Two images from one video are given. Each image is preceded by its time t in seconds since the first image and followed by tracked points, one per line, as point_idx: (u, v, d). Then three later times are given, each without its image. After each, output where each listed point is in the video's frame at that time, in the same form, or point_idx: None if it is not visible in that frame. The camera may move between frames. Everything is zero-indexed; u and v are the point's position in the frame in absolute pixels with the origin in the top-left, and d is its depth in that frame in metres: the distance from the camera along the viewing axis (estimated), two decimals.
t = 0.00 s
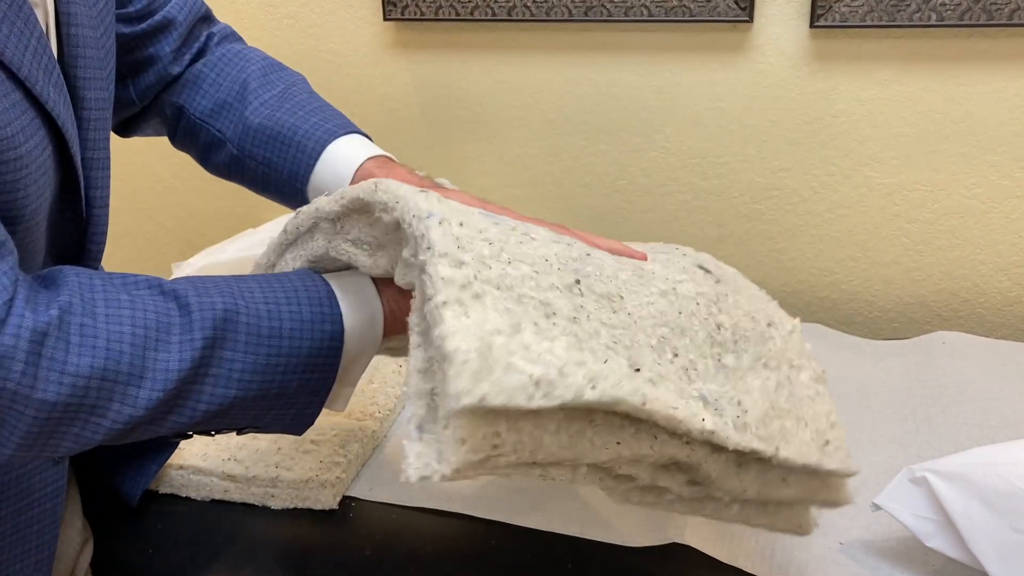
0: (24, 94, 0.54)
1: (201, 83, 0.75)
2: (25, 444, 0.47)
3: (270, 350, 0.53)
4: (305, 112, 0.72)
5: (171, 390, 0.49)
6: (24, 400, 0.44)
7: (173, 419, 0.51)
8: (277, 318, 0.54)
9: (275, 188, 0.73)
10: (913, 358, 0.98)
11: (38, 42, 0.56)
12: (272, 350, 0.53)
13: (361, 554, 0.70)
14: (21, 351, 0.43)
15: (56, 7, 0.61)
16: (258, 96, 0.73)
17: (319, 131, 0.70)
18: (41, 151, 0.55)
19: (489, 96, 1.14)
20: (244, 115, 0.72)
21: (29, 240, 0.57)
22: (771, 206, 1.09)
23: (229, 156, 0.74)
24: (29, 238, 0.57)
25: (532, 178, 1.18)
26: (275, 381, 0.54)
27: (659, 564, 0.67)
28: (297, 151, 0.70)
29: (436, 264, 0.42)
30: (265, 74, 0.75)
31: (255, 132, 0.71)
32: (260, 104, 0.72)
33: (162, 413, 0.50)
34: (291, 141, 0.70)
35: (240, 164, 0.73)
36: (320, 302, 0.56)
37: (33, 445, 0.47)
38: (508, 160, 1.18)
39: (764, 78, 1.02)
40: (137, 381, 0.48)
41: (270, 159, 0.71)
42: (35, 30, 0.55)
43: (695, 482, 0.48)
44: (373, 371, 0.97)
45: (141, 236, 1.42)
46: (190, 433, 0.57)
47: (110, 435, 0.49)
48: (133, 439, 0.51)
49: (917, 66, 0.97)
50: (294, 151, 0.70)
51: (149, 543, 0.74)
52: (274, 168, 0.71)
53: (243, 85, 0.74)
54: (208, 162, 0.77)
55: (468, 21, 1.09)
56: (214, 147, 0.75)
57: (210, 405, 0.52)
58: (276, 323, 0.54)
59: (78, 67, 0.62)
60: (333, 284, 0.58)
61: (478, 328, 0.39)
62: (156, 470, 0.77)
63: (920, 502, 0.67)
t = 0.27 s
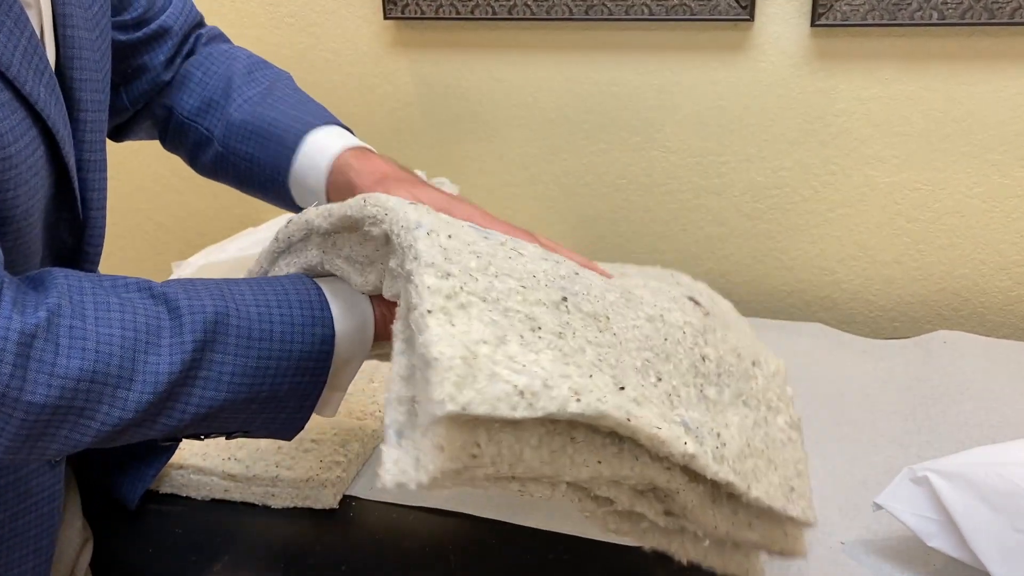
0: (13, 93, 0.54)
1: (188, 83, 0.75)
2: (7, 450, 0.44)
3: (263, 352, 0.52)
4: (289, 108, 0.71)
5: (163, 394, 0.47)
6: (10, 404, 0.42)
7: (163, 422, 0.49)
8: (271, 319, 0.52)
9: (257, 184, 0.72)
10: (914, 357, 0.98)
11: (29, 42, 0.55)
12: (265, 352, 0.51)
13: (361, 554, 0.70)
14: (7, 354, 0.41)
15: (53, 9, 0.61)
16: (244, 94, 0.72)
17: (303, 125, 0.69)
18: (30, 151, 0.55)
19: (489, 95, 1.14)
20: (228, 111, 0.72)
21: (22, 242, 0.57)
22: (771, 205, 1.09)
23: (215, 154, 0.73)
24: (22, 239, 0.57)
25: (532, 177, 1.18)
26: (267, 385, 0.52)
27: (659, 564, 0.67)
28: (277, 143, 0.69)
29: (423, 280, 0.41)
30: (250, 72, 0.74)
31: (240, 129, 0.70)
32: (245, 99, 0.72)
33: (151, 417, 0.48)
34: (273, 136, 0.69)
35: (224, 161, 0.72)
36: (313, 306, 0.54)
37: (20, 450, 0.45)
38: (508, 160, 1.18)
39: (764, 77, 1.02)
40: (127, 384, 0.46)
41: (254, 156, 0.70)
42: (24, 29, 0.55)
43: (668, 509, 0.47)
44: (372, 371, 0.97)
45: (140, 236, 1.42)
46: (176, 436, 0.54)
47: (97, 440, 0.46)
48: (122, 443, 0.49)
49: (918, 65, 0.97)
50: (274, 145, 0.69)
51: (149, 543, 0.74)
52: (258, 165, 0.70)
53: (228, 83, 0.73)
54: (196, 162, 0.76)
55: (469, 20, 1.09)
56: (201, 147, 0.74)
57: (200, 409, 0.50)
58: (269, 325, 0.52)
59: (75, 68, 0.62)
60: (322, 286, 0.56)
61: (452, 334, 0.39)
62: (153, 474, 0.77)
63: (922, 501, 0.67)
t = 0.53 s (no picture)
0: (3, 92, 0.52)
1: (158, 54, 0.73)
2: None
3: (258, 332, 0.47)
4: (247, 47, 0.72)
5: (152, 380, 0.43)
6: None
7: (155, 412, 0.45)
8: (261, 299, 0.47)
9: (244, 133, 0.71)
10: (914, 357, 0.98)
11: (21, 39, 0.53)
12: (259, 334, 0.47)
13: (360, 555, 0.70)
14: None
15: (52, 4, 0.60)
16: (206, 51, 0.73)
17: (258, 54, 0.71)
18: (22, 147, 0.53)
19: (489, 94, 1.14)
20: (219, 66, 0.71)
21: (19, 244, 0.55)
22: (771, 205, 1.09)
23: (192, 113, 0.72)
24: (13, 243, 0.54)
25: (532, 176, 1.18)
26: (263, 367, 0.47)
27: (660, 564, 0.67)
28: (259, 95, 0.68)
29: (418, 193, 0.42)
30: (210, 35, 0.76)
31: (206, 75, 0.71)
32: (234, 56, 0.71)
33: (144, 408, 0.45)
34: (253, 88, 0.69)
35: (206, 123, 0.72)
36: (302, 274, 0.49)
37: (7, 447, 0.42)
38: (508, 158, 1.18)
39: (765, 76, 1.02)
40: (114, 372, 0.42)
41: (224, 97, 0.70)
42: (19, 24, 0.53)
43: (607, 405, 0.44)
44: (372, 369, 0.97)
45: (140, 235, 1.42)
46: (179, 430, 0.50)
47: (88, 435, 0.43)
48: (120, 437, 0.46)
49: (919, 64, 0.97)
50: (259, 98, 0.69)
51: (149, 542, 0.74)
52: (229, 105, 0.70)
53: (192, 45, 0.74)
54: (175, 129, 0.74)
55: (469, 19, 1.09)
56: (176, 116, 0.73)
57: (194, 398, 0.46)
58: (260, 302, 0.47)
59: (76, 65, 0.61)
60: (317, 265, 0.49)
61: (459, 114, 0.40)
62: (151, 480, 0.77)
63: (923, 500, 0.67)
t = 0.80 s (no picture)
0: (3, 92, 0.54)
1: (201, 21, 0.82)
2: None
3: (238, 411, 0.48)
4: None
5: (115, 446, 0.45)
6: None
7: (126, 477, 0.47)
8: (248, 378, 0.48)
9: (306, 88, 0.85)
10: (914, 356, 0.98)
11: (23, 38, 0.55)
12: (239, 414, 0.48)
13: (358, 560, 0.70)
14: None
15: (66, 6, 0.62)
16: (256, 11, 0.82)
17: (318, 8, 0.80)
18: (21, 150, 0.54)
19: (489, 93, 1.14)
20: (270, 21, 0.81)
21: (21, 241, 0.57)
22: (772, 204, 1.09)
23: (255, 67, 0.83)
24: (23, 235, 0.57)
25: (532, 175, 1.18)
26: (241, 448, 0.48)
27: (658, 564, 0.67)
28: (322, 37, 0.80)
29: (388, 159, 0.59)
30: None
31: (270, 35, 0.81)
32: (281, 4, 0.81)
33: (110, 472, 0.46)
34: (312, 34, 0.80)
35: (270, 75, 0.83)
36: (305, 371, 0.49)
37: None
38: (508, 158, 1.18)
39: (766, 76, 1.02)
40: (76, 433, 0.44)
41: (292, 53, 0.81)
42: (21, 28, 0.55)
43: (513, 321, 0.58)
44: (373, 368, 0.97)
45: (140, 234, 1.42)
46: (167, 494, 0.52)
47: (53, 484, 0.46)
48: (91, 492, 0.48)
49: (919, 64, 0.97)
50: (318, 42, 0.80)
51: (149, 542, 0.74)
52: (298, 61, 0.82)
53: (236, 8, 0.82)
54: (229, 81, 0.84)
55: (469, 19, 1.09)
56: (236, 75, 0.84)
57: (161, 471, 0.47)
58: (247, 382, 0.48)
59: (87, 66, 0.63)
60: (330, 340, 0.51)
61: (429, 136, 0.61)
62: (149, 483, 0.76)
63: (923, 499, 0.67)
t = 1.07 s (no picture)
0: (27, 90, 0.54)
1: (206, 17, 0.82)
2: (51, 436, 0.49)
3: (298, 336, 0.53)
4: None
5: (193, 379, 0.50)
6: (38, 393, 0.46)
7: (200, 413, 0.52)
8: (303, 306, 0.53)
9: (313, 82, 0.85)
10: (914, 356, 0.98)
11: (44, 37, 0.56)
12: (301, 337, 0.53)
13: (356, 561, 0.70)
14: (33, 341, 0.46)
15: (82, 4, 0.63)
16: (263, 7, 0.82)
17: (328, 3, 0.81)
18: (43, 148, 0.55)
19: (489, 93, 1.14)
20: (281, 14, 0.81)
21: (36, 236, 0.58)
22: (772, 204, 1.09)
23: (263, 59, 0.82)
24: (37, 232, 0.57)
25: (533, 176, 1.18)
26: (304, 370, 0.53)
27: (658, 561, 0.67)
28: (332, 30, 0.81)
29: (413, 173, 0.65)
30: None
31: (282, 32, 0.81)
32: None
33: (187, 408, 0.51)
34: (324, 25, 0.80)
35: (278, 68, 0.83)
36: (350, 295, 0.55)
37: (53, 442, 0.49)
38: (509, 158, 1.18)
39: (766, 76, 1.02)
40: (155, 371, 0.49)
41: (303, 51, 0.82)
42: (40, 28, 0.55)
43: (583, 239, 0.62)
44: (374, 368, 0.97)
45: (141, 234, 1.42)
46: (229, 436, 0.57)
47: (136, 428, 0.50)
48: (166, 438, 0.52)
49: (919, 64, 0.97)
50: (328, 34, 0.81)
51: (151, 540, 0.75)
52: (309, 57, 0.82)
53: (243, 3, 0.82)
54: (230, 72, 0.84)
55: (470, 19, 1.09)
56: (243, 70, 0.84)
57: (236, 399, 0.52)
58: (301, 308, 0.53)
59: (102, 64, 0.64)
60: (367, 272, 0.57)
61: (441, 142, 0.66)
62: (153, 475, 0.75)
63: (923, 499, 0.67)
